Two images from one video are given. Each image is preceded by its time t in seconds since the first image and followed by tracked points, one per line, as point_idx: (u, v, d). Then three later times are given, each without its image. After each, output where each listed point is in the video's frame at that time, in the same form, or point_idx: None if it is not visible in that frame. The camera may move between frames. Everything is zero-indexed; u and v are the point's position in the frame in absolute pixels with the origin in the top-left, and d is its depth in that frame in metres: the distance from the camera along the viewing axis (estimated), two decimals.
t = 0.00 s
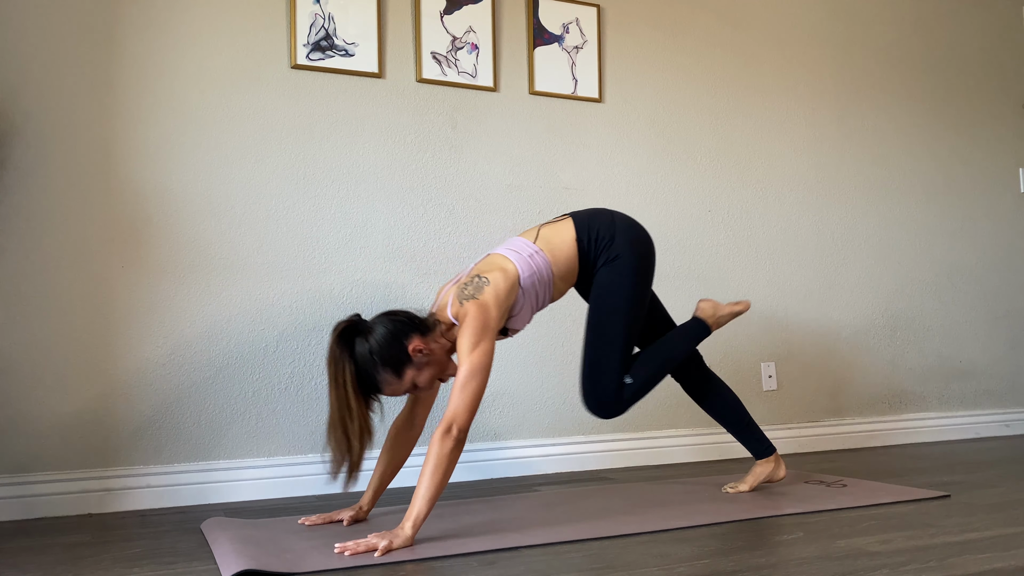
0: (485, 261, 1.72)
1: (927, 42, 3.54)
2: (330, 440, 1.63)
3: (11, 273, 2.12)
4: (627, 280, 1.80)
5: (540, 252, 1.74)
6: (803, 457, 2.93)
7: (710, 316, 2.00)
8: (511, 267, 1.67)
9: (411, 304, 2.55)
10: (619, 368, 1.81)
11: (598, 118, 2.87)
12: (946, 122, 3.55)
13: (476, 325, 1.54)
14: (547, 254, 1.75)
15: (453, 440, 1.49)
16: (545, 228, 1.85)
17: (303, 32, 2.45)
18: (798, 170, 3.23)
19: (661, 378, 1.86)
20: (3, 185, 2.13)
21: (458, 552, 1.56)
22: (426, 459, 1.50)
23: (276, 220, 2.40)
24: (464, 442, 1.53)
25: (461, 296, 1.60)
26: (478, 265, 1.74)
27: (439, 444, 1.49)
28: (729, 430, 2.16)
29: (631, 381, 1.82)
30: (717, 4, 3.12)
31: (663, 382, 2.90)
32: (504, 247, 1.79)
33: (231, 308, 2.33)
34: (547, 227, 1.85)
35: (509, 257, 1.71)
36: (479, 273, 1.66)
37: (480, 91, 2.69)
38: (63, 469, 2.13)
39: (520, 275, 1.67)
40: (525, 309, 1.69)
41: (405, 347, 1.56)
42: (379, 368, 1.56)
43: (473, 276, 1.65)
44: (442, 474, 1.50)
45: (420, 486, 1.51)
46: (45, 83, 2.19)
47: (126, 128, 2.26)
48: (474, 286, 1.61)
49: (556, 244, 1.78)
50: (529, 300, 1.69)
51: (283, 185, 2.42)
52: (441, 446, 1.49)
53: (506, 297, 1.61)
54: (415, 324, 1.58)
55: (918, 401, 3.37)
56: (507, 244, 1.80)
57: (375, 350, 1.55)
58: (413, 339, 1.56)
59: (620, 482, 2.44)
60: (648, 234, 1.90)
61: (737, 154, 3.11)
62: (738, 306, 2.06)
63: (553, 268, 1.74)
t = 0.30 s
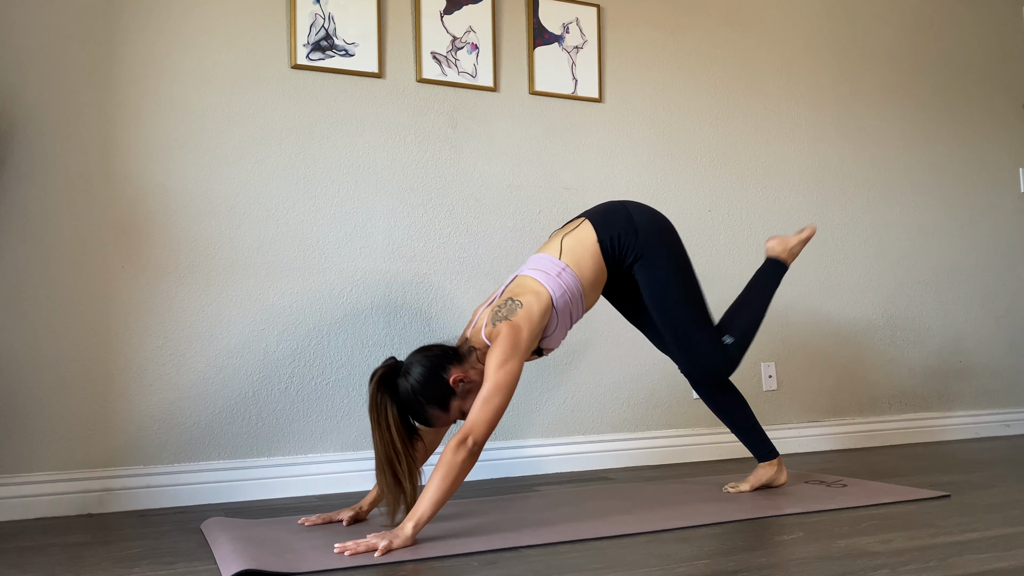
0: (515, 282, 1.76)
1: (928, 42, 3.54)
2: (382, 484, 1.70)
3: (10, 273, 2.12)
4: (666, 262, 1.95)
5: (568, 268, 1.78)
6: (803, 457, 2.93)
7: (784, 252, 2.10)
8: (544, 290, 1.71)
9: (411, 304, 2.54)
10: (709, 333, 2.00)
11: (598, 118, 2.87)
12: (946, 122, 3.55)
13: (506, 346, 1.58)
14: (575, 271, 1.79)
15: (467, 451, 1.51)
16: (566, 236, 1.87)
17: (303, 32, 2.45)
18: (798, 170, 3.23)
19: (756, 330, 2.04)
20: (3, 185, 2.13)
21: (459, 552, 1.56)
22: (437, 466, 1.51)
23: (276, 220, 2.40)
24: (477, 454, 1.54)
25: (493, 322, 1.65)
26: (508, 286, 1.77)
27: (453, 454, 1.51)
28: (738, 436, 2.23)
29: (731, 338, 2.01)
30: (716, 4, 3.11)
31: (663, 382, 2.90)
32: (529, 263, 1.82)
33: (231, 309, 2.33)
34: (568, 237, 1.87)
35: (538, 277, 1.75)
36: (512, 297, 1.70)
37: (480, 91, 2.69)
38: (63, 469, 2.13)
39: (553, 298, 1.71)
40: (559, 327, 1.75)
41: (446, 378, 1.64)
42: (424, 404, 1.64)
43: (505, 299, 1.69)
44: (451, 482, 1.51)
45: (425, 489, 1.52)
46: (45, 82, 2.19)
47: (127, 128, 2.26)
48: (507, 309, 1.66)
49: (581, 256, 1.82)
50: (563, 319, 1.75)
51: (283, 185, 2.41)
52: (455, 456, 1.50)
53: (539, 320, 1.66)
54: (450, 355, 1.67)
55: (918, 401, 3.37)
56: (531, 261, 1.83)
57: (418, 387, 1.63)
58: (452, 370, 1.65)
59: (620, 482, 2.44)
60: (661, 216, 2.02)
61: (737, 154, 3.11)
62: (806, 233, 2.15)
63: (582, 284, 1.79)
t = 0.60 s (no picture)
0: (535, 301, 1.77)
1: (929, 42, 3.53)
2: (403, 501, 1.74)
3: (10, 273, 2.12)
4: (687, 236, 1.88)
5: (588, 286, 1.78)
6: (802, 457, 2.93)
7: (831, 148, 1.96)
8: (565, 311, 1.73)
9: (411, 303, 2.54)
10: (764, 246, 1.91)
11: (598, 118, 2.87)
12: (947, 122, 3.55)
13: (525, 363, 1.60)
14: (594, 287, 1.79)
15: (476, 460, 1.50)
16: (581, 250, 1.86)
17: (303, 32, 2.45)
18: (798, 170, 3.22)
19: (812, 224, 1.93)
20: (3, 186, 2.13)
21: (459, 552, 1.56)
22: (444, 471, 1.52)
23: (276, 220, 2.40)
24: (485, 465, 1.53)
25: (513, 339, 1.68)
26: (528, 304, 1.79)
27: (461, 461, 1.50)
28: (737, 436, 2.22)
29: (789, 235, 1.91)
30: (716, 3, 3.11)
31: (663, 382, 2.90)
32: (547, 280, 1.82)
33: (231, 309, 2.33)
34: (583, 251, 1.85)
35: (558, 296, 1.75)
36: (532, 316, 1.72)
37: (480, 91, 2.69)
38: (63, 469, 2.13)
39: (574, 317, 1.73)
40: (578, 346, 1.78)
41: (465, 397, 1.66)
42: (444, 423, 1.67)
43: (526, 319, 1.71)
44: (457, 489, 1.51)
45: (430, 493, 1.52)
46: (44, 82, 2.19)
47: (127, 128, 2.26)
48: (528, 329, 1.68)
49: (599, 271, 1.82)
50: (582, 337, 1.77)
51: (283, 185, 2.42)
52: (463, 464, 1.50)
53: (559, 340, 1.68)
54: (469, 373, 1.71)
55: (918, 401, 3.37)
56: (549, 278, 1.82)
57: (436, 407, 1.66)
58: (471, 388, 1.68)
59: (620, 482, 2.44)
60: (655, 199, 1.96)
61: (737, 154, 3.11)
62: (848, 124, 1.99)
63: (603, 300, 1.80)
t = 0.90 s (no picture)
0: (540, 309, 1.78)
1: (929, 42, 3.53)
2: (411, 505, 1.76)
3: (10, 272, 2.12)
4: (681, 214, 1.91)
5: (593, 292, 1.78)
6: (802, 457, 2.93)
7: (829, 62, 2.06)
8: (572, 317, 1.73)
9: (411, 303, 2.54)
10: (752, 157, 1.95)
11: (598, 118, 2.87)
12: (946, 122, 3.55)
13: (530, 368, 1.60)
14: (599, 294, 1.80)
15: (477, 464, 1.50)
16: (584, 256, 1.86)
17: (303, 32, 2.45)
18: (797, 169, 3.23)
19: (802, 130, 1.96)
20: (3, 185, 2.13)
21: (459, 552, 1.56)
22: (445, 474, 1.51)
23: (277, 220, 2.40)
24: (487, 469, 1.53)
25: (519, 346, 1.68)
26: (534, 312, 1.79)
27: (463, 464, 1.50)
28: (739, 437, 2.22)
29: (773, 138, 1.95)
30: (716, 3, 3.11)
31: (663, 382, 2.90)
32: (552, 287, 1.82)
33: (231, 309, 2.33)
34: (586, 258, 1.85)
35: (563, 303, 1.76)
36: (538, 322, 1.73)
37: (479, 91, 2.69)
38: (63, 469, 2.13)
39: (580, 324, 1.73)
40: (584, 352, 1.79)
41: (471, 404, 1.67)
42: (449, 429, 1.67)
43: (533, 326, 1.72)
44: (458, 492, 1.51)
45: (431, 495, 1.52)
46: (44, 82, 2.19)
47: (126, 127, 2.26)
48: (533, 335, 1.69)
49: (603, 276, 1.82)
50: (588, 344, 1.78)
51: (284, 185, 2.42)
52: (466, 466, 1.49)
53: (564, 347, 1.68)
54: (474, 380, 1.71)
55: (918, 401, 3.37)
56: (554, 285, 1.82)
57: (442, 415, 1.67)
58: (476, 395, 1.69)
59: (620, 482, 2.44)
60: (642, 194, 2.00)
61: (737, 155, 3.11)
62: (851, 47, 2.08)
63: (608, 305, 1.81)
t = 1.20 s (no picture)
0: (539, 309, 1.78)
1: (929, 42, 3.54)
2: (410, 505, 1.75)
3: (10, 272, 2.12)
4: (675, 205, 1.93)
5: (592, 292, 1.78)
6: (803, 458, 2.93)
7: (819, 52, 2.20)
8: (571, 318, 1.73)
9: (411, 303, 2.54)
10: (741, 140, 2.06)
11: (598, 118, 2.87)
12: (947, 122, 3.55)
13: (529, 367, 1.60)
14: (598, 294, 1.79)
15: (477, 464, 1.50)
16: (583, 257, 1.86)
17: (303, 32, 2.45)
18: (797, 169, 3.22)
19: (789, 113, 2.08)
20: (3, 185, 2.13)
21: (459, 552, 1.56)
22: (444, 473, 1.51)
23: (276, 220, 2.40)
24: (487, 469, 1.53)
25: (518, 346, 1.68)
26: (534, 312, 1.79)
27: (463, 464, 1.50)
28: (740, 438, 2.22)
29: (759, 122, 2.07)
30: (716, 3, 3.11)
31: (663, 382, 2.90)
32: (552, 288, 1.82)
33: (231, 310, 2.33)
34: (586, 259, 1.85)
35: (562, 303, 1.76)
36: (537, 323, 1.73)
37: (480, 91, 2.69)
38: (63, 469, 2.13)
39: (579, 324, 1.73)
40: (584, 352, 1.79)
41: (470, 405, 1.67)
42: (448, 429, 1.67)
43: (532, 326, 1.72)
44: (457, 492, 1.51)
45: (431, 494, 1.52)
46: (45, 82, 2.19)
47: (127, 128, 2.26)
48: (533, 335, 1.69)
49: (602, 277, 1.82)
50: (587, 345, 1.78)
51: (284, 185, 2.42)
52: (465, 466, 1.49)
53: (563, 347, 1.68)
54: (472, 380, 1.71)
55: (919, 401, 3.37)
56: (553, 286, 1.82)
57: (441, 414, 1.67)
58: (475, 395, 1.69)
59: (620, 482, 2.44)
60: (637, 192, 2.00)
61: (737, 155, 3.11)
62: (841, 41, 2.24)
63: (607, 306, 1.81)
